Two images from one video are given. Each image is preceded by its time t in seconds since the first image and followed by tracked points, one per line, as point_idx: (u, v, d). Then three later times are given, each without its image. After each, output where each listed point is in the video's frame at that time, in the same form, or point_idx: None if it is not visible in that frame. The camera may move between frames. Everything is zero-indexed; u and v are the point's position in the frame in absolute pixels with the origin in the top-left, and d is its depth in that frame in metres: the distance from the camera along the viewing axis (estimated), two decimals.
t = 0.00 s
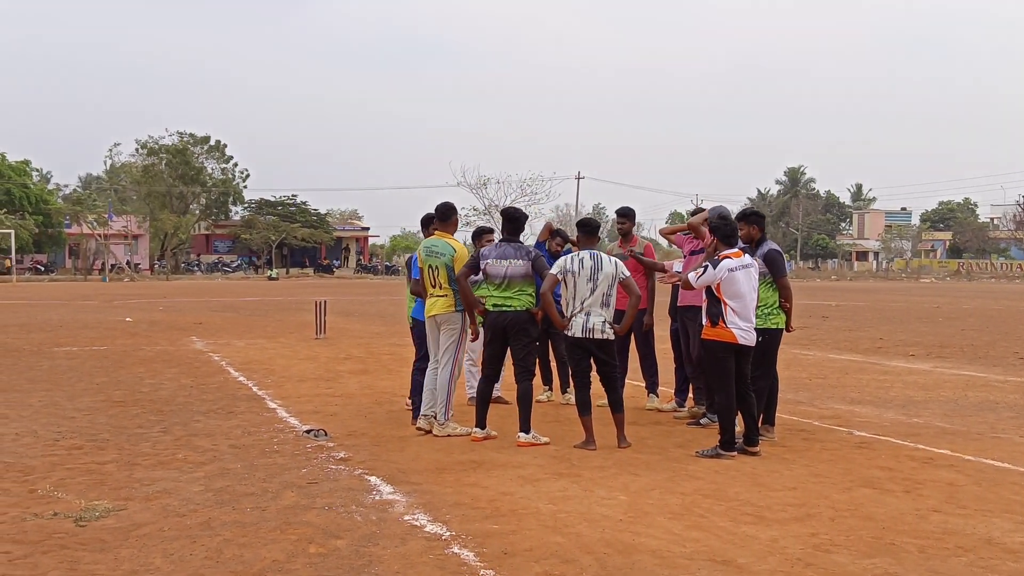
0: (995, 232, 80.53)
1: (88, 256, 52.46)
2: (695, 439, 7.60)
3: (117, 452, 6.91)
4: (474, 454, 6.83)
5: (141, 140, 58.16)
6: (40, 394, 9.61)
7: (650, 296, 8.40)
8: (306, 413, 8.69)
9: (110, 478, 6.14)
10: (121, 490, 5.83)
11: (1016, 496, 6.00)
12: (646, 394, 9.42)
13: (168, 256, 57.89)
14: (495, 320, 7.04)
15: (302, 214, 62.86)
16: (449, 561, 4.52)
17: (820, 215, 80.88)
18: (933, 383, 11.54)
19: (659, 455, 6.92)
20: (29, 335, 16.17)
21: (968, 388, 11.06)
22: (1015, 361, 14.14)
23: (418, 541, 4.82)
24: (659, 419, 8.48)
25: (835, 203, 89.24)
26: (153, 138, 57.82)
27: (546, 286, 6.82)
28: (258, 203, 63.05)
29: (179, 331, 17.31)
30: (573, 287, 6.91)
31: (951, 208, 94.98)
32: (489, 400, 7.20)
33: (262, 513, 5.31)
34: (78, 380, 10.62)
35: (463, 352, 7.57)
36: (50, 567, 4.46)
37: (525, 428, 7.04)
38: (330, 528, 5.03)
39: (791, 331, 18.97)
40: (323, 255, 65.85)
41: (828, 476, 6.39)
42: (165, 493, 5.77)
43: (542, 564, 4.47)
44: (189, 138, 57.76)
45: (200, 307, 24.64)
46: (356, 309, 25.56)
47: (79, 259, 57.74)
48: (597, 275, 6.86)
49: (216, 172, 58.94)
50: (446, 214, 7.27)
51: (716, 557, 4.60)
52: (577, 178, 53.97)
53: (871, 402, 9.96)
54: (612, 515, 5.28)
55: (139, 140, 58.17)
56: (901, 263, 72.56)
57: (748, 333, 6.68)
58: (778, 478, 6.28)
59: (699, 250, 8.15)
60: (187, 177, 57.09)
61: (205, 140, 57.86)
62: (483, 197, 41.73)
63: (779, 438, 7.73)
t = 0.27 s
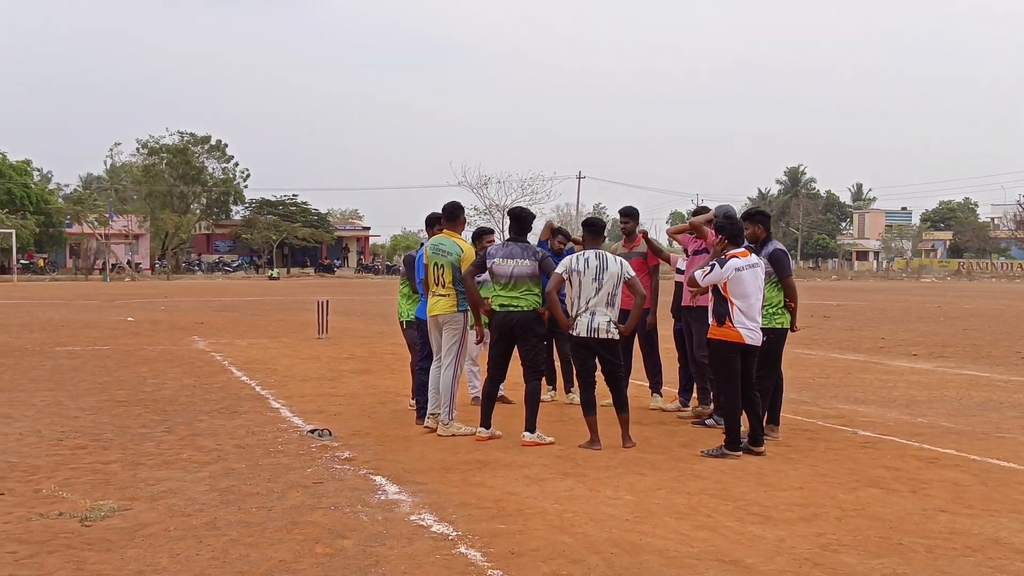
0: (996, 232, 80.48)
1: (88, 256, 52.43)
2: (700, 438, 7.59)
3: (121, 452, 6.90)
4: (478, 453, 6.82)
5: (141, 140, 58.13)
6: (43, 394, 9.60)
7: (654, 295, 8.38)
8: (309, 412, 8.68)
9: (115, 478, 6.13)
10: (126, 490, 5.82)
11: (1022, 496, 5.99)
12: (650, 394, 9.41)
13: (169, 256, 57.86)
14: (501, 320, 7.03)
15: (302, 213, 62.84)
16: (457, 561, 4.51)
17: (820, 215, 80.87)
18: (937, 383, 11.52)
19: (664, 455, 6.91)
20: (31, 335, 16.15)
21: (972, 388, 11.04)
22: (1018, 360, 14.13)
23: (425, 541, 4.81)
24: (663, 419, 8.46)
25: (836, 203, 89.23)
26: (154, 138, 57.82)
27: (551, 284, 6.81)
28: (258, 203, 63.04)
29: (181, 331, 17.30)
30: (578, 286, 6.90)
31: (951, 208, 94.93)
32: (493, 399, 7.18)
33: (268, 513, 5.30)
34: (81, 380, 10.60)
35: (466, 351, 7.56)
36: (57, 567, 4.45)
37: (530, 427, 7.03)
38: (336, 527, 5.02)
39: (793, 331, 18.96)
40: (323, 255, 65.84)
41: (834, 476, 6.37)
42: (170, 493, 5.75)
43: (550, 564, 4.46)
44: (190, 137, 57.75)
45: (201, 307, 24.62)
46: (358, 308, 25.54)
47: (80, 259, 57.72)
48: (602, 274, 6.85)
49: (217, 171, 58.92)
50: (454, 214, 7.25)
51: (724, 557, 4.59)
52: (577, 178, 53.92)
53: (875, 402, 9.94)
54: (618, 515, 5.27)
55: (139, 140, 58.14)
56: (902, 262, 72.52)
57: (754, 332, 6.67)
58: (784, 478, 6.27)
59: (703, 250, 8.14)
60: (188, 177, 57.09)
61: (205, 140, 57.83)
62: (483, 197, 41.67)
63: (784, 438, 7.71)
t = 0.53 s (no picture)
0: (996, 232, 80.44)
1: (88, 256, 52.36)
2: (702, 439, 7.57)
3: (121, 453, 6.87)
4: (480, 454, 6.79)
5: (141, 140, 58.08)
6: (43, 394, 9.56)
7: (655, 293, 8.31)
8: (310, 413, 8.65)
9: (115, 479, 6.10)
10: (126, 492, 5.79)
11: None
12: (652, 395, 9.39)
13: (169, 256, 57.82)
14: (505, 321, 7.01)
15: (302, 213, 62.80)
16: (459, 563, 4.48)
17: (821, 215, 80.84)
18: (939, 383, 11.50)
19: (667, 456, 6.88)
20: (30, 335, 16.11)
21: (974, 388, 11.02)
22: (1020, 360, 14.10)
23: (426, 542, 4.78)
24: (665, 420, 8.44)
25: (836, 203, 89.20)
26: (154, 138, 57.78)
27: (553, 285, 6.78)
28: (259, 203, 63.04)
29: (181, 331, 17.27)
30: (580, 286, 6.87)
31: (951, 208, 94.89)
32: (495, 400, 7.16)
33: (269, 515, 5.27)
34: (81, 380, 10.57)
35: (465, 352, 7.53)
36: (56, 569, 4.42)
37: (530, 428, 7.00)
38: (338, 529, 4.99)
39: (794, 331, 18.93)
40: (323, 255, 65.82)
41: (837, 477, 6.35)
42: (171, 495, 5.73)
43: (553, 566, 4.44)
44: (190, 138, 57.71)
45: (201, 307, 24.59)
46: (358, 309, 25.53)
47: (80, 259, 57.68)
48: (604, 275, 6.83)
49: (217, 171, 58.87)
50: (449, 215, 7.16)
51: (728, 559, 4.56)
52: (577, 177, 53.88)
53: (877, 403, 9.92)
54: (621, 517, 5.24)
55: (139, 140, 58.09)
56: (902, 262, 72.49)
57: (758, 333, 6.64)
58: (787, 479, 6.24)
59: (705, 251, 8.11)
60: (188, 177, 57.05)
61: (205, 140, 57.77)
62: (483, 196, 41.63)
63: (787, 438, 7.69)
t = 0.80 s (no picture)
0: (996, 232, 80.40)
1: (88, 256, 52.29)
2: (701, 440, 7.52)
3: (117, 454, 6.83)
4: (478, 455, 6.75)
5: (141, 140, 58.02)
6: (39, 395, 9.52)
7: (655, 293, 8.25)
8: (308, 413, 8.61)
9: (110, 480, 6.06)
10: (122, 493, 5.74)
11: None
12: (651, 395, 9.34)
13: (169, 256, 57.75)
14: (504, 321, 6.97)
15: (302, 213, 62.76)
16: (456, 566, 4.44)
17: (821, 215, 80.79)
18: (940, 383, 11.45)
19: (666, 457, 6.84)
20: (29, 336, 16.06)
21: (975, 388, 10.98)
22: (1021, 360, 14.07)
23: (424, 544, 4.74)
24: (664, 420, 8.39)
25: (836, 203, 89.16)
26: (154, 138, 57.73)
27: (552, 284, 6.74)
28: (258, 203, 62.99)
29: (180, 331, 17.22)
30: (579, 286, 6.83)
31: (951, 208, 94.83)
32: (493, 400, 7.12)
33: (265, 516, 5.23)
34: (78, 381, 10.52)
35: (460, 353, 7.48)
36: (49, 571, 4.38)
37: (529, 429, 6.96)
38: (334, 531, 4.95)
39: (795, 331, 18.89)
40: (323, 255, 65.76)
41: (838, 478, 6.30)
42: (166, 496, 5.68)
43: (551, 568, 4.39)
44: (189, 137, 57.66)
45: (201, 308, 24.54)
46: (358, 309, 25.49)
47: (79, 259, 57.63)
48: (604, 274, 6.78)
49: (216, 171, 58.81)
50: (439, 214, 7.22)
51: (727, 561, 4.52)
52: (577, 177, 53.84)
53: (877, 403, 9.88)
54: (620, 518, 5.20)
55: (139, 140, 58.04)
56: (902, 262, 72.44)
57: (760, 333, 6.59)
58: (787, 480, 6.19)
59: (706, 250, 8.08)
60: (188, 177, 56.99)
61: (205, 140, 57.71)
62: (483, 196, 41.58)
63: (787, 439, 7.65)
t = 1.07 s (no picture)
0: (996, 232, 80.32)
1: (87, 257, 52.21)
2: (701, 443, 7.45)
3: (111, 458, 6.76)
4: (476, 459, 6.68)
5: (140, 140, 57.97)
6: (35, 397, 9.45)
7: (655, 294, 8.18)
8: (304, 416, 8.54)
9: (104, 484, 5.99)
10: (115, 498, 5.67)
11: None
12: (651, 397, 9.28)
13: (168, 257, 57.70)
14: (501, 322, 6.89)
15: (302, 214, 62.71)
16: (452, 573, 4.37)
17: (820, 215, 80.79)
18: (941, 384, 11.39)
19: (665, 460, 6.77)
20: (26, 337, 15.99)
21: (976, 390, 10.91)
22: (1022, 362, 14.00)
23: (419, 551, 4.67)
24: (664, 423, 8.32)
25: (836, 203, 89.14)
26: (153, 138, 57.68)
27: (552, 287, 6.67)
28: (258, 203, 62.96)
29: (178, 332, 17.15)
30: (578, 288, 6.76)
31: (952, 208, 94.74)
32: (491, 403, 7.05)
33: (259, 522, 5.16)
34: (74, 383, 10.46)
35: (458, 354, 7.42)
36: None
37: (528, 432, 6.90)
38: (329, 537, 4.88)
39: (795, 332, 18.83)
40: (323, 255, 65.74)
41: (839, 482, 6.23)
42: (160, 501, 5.61)
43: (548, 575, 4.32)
44: (189, 138, 57.61)
45: (199, 308, 24.47)
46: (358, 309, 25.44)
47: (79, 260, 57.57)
48: (602, 275, 6.71)
49: (216, 171, 58.75)
50: (433, 216, 7.17)
51: (727, 568, 4.45)
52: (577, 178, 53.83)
53: (878, 405, 9.81)
54: (618, 523, 5.13)
55: (138, 141, 57.97)
56: (902, 263, 72.37)
57: (761, 335, 6.54)
58: (788, 484, 6.12)
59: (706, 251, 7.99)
60: (187, 177, 56.94)
61: (204, 140, 57.67)
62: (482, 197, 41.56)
63: (787, 442, 7.58)
